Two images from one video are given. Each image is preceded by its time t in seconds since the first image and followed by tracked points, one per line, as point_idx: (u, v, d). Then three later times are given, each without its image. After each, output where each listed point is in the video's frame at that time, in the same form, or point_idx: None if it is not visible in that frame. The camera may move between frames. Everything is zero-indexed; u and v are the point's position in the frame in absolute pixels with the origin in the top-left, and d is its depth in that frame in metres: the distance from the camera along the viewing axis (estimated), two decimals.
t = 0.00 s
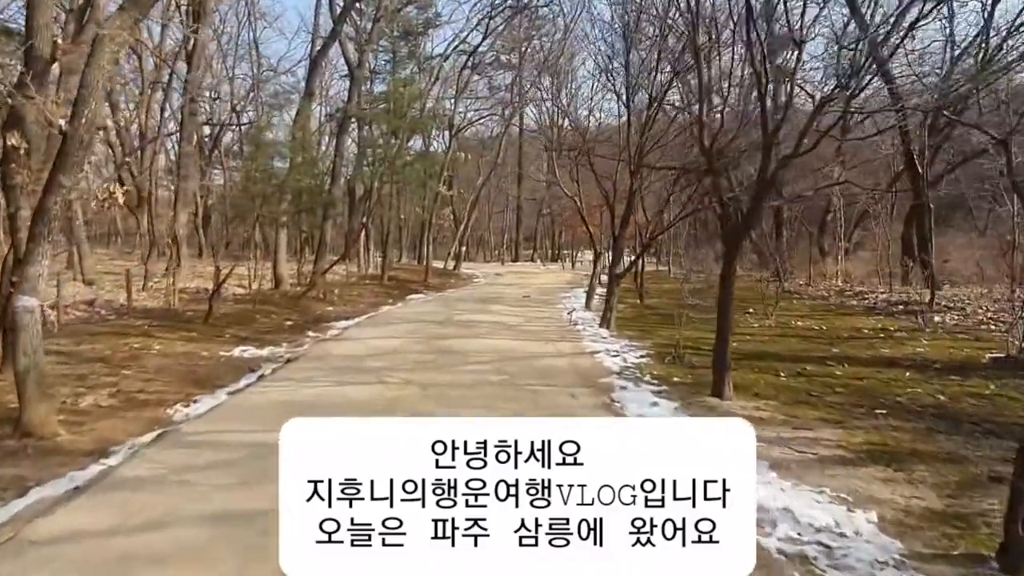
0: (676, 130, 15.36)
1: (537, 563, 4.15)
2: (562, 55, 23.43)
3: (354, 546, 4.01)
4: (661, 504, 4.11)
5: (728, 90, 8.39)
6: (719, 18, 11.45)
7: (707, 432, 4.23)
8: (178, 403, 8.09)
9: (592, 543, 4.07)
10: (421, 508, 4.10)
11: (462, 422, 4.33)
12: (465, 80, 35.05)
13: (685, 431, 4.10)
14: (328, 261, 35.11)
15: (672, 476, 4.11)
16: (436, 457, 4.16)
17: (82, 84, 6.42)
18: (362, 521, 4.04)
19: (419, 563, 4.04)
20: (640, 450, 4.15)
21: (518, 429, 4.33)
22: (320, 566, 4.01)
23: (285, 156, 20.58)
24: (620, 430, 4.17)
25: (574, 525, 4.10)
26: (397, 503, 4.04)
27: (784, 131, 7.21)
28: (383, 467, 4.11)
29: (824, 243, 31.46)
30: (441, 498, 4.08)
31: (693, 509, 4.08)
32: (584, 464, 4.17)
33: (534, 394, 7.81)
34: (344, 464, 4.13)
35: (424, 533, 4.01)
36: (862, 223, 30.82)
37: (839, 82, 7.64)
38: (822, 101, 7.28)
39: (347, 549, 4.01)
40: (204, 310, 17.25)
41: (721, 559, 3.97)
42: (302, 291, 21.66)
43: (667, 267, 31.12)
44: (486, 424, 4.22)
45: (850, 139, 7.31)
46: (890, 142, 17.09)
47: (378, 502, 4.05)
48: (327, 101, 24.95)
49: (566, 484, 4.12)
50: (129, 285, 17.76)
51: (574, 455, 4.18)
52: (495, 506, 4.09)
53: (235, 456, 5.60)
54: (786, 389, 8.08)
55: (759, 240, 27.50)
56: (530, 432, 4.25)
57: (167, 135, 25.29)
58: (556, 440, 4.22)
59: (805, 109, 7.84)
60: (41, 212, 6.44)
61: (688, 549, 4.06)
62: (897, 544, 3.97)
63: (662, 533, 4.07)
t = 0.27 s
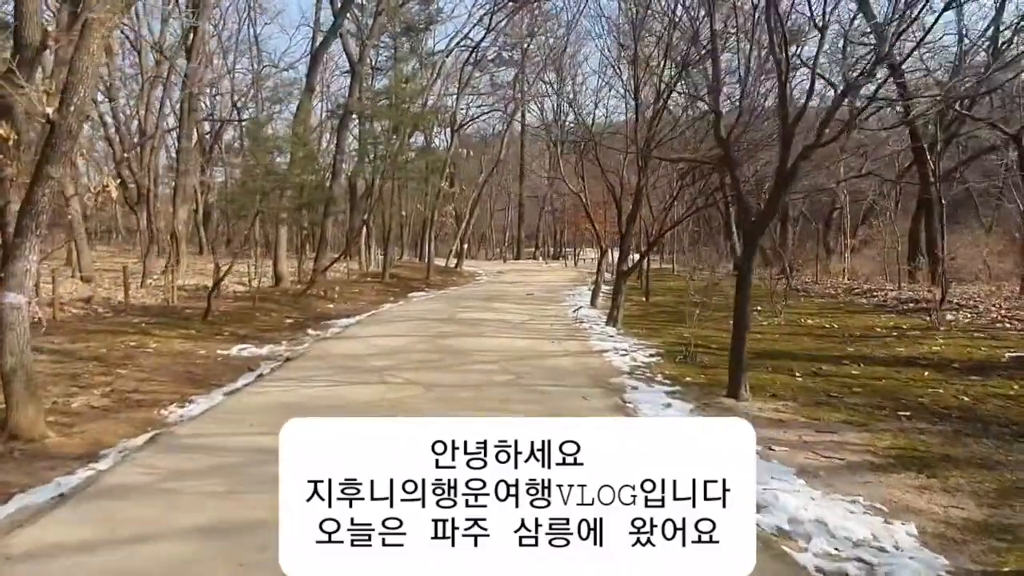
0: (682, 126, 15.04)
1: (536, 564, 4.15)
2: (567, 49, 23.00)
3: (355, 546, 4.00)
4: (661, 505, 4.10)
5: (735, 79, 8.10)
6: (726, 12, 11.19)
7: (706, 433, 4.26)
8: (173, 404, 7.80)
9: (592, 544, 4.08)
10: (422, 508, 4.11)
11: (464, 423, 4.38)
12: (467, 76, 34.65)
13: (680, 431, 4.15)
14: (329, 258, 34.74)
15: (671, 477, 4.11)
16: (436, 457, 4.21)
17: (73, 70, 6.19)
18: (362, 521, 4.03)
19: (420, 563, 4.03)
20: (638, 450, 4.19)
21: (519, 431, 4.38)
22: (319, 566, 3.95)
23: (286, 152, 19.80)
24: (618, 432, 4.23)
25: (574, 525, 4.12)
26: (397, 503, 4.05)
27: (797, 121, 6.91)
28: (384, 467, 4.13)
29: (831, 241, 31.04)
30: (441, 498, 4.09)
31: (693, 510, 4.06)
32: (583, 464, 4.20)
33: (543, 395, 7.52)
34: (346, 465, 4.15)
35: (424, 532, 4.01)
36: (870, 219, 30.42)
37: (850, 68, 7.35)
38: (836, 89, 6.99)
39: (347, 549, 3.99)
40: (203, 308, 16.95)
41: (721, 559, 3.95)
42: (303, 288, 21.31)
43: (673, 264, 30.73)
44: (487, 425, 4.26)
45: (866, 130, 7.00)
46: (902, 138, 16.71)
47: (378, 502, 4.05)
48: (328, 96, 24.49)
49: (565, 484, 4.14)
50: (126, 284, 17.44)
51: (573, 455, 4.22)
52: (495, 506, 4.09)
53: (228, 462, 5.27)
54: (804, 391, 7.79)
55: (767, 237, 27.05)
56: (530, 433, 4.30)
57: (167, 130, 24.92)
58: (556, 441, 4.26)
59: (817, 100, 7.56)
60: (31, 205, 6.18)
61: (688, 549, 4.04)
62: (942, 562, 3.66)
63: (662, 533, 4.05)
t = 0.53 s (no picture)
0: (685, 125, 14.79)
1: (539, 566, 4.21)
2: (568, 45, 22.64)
3: (354, 546, 4.08)
4: (662, 505, 4.21)
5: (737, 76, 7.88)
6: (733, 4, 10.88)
7: (705, 433, 4.40)
8: (162, 409, 7.50)
9: (592, 544, 4.18)
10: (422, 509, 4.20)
11: (465, 425, 4.53)
12: (466, 73, 34.29)
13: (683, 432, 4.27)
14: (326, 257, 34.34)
15: (672, 477, 4.23)
16: (436, 457, 4.35)
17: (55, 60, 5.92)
18: (362, 521, 4.13)
19: (419, 563, 4.09)
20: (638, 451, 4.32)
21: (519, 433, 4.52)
22: (318, 567, 4.00)
23: (283, 149, 19.31)
24: (619, 433, 4.38)
25: (574, 526, 4.21)
26: (397, 504, 4.15)
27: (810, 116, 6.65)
28: (384, 468, 4.24)
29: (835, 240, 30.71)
30: (441, 498, 4.19)
31: (693, 510, 4.17)
32: (583, 464, 4.33)
33: (547, 401, 7.24)
34: (346, 466, 4.25)
35: (424, 532, 4.10)
36: (873, 218, 30.12)
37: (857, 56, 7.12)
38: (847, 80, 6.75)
39: (347, 549, 4.08)
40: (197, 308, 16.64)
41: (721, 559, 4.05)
42: (300, 287, 21.00)
43: (674, 263, 30.41)
44: (487, 426, 4.41)
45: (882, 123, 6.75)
46: (907, 136, 16.43)
47: (378, 502, 4.15)
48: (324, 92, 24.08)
49: (565, 484, 4.26)
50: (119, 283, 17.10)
51: (573, 455, 4.35)
52: (494, 506, 4.19)
53: (217, 475, 4.98)
54: (817, 395, 7.52)
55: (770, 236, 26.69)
56: (529, 434, 4.43)
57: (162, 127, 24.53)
58: (556, 441, 4.39)
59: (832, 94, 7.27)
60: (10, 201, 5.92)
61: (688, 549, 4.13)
62: None
63: (662, 533, 4.15)
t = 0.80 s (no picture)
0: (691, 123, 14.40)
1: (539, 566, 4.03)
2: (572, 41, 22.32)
3: (354, 547, 3.91)
4: (662, 505, 4.01)
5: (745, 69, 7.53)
6: None
7: (705, 433, 4.16)
8: (151, 413, 7.23)
9: (593, 544, 3.97)
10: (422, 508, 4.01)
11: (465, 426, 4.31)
12: (468, 71, 33.99)
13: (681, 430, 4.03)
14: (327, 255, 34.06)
15: (672, 476, 4.02)
16: (436, 457, 4.14)
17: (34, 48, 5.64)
18: (362, 521, 3.94)
19: (419, 564, 3.92)
20: (638, 449, 4.09)
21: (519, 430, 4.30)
22: (319, 567, 3.87)
23: (282, 145, 18.92)
24: (619, 430, 4.14)
25: (574, 525, 4.01)
26: (397, 503, 3.96)
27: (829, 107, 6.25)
28: (383, 466, 4.04)
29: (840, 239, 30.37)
30: (441, 498, 4.00)
31: (693, 510, 3.97)
32: (584, 464, 4.11)
33: (550, 405, 6.95)
34: (345, 465, 4.06)
35: (424, 533, 3.91)
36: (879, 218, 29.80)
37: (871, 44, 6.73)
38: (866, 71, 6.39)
39: (347, 549, 3.91)
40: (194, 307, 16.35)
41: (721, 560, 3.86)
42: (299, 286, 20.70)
43: (678, 263, 30.08)
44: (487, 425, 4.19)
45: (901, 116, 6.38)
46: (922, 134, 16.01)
47: (378, 502, 3.96)
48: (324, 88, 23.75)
49: (565, 484, 4.05)
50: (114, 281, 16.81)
51: (573, 454, 4.12)
52: (495, 506, 3.99)
53: (201, 486, 4.72)
54: (832, 400, 7.22)
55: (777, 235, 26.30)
56: (530, 433, 4.21)
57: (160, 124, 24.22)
58: (556, 442, 4.17)
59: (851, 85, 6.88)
60: None
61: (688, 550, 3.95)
62: None
63: (662, 533, 3.95)
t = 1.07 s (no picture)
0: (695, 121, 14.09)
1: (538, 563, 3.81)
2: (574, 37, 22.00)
3: (354, 547, 3.67)
4: (662, 504, 3.76)
5: (757, 61, 7.19)
6: None
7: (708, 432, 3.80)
8: (139, 420, 6.95)
9: (592, 544, 3.72)
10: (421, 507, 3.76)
11: (465, 421, 3.94)
12: (468, 68, 33.68)
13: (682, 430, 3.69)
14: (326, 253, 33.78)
15: (673, 476, 3.74)
16: (434, 457, 3.80)
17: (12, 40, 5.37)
18: (362, 521, 3.69)
19: (419, 565, 3.69)
20: (641, 449, 3.76)
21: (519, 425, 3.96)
22: (319, 567, 3.67)
23: (280, 142, 18.54)
24: (621, 428, 3.78)
25: (574, 525, 3.75)
26: (397, 503, 3.69)
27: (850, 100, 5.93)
28: (383, 465, 3.74)
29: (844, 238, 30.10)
30: (441, 498, 3.73)
31: (693, 510, 3.72)
32: (584, 463, 3.79)
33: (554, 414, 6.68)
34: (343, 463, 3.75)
35: (424, 533, 3.66)
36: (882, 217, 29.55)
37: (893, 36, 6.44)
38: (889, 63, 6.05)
39: (347, 550, 3.67)
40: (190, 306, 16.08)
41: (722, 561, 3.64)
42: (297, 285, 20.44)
43: (680, 262, 29.79)
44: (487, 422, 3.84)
45: (924, 112, 6.09)
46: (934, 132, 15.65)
47: (377, 502, 3.69)
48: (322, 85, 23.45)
49: (566, 484, 3.76)
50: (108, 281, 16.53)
51: (574, 454, 3.81)
52: (495, 506, 3.75)
53: (184, 504, 4.43)
54: (847, 407, 6.96)
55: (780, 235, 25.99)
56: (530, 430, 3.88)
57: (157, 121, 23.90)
58: (556, 440, 3.84)
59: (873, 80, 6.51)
60: None
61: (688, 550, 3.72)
62: None
63: (662, 533, 3.72)
